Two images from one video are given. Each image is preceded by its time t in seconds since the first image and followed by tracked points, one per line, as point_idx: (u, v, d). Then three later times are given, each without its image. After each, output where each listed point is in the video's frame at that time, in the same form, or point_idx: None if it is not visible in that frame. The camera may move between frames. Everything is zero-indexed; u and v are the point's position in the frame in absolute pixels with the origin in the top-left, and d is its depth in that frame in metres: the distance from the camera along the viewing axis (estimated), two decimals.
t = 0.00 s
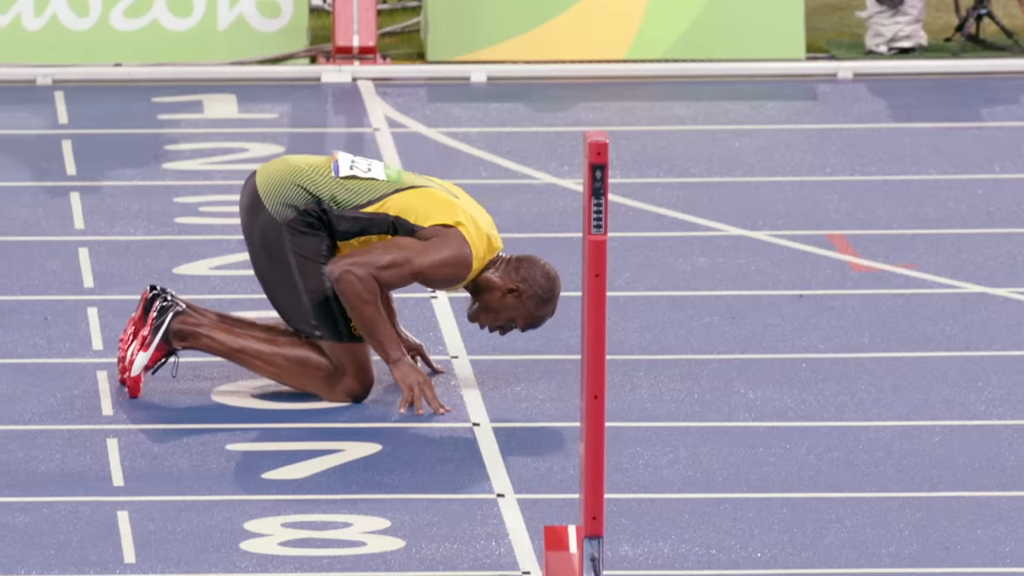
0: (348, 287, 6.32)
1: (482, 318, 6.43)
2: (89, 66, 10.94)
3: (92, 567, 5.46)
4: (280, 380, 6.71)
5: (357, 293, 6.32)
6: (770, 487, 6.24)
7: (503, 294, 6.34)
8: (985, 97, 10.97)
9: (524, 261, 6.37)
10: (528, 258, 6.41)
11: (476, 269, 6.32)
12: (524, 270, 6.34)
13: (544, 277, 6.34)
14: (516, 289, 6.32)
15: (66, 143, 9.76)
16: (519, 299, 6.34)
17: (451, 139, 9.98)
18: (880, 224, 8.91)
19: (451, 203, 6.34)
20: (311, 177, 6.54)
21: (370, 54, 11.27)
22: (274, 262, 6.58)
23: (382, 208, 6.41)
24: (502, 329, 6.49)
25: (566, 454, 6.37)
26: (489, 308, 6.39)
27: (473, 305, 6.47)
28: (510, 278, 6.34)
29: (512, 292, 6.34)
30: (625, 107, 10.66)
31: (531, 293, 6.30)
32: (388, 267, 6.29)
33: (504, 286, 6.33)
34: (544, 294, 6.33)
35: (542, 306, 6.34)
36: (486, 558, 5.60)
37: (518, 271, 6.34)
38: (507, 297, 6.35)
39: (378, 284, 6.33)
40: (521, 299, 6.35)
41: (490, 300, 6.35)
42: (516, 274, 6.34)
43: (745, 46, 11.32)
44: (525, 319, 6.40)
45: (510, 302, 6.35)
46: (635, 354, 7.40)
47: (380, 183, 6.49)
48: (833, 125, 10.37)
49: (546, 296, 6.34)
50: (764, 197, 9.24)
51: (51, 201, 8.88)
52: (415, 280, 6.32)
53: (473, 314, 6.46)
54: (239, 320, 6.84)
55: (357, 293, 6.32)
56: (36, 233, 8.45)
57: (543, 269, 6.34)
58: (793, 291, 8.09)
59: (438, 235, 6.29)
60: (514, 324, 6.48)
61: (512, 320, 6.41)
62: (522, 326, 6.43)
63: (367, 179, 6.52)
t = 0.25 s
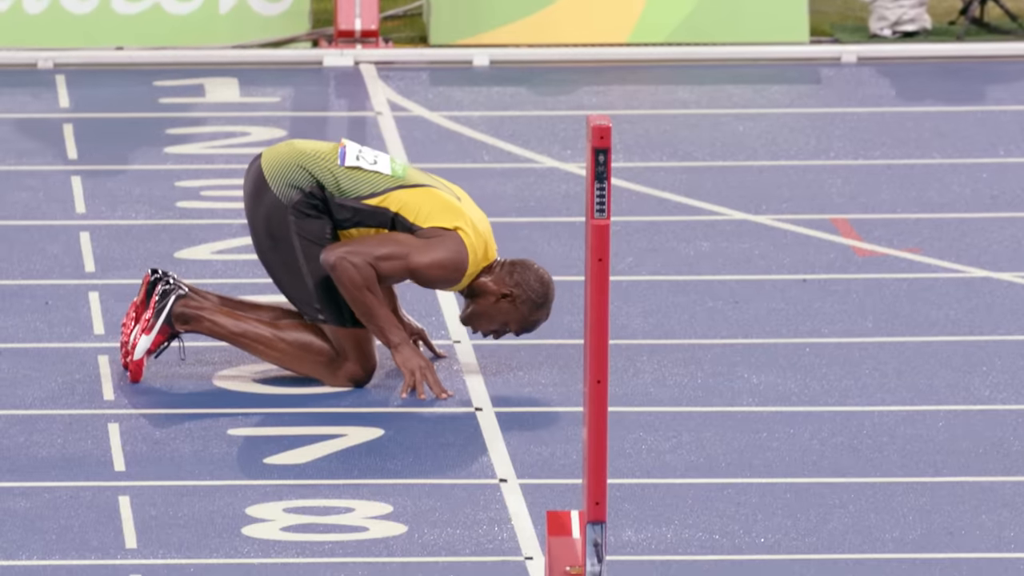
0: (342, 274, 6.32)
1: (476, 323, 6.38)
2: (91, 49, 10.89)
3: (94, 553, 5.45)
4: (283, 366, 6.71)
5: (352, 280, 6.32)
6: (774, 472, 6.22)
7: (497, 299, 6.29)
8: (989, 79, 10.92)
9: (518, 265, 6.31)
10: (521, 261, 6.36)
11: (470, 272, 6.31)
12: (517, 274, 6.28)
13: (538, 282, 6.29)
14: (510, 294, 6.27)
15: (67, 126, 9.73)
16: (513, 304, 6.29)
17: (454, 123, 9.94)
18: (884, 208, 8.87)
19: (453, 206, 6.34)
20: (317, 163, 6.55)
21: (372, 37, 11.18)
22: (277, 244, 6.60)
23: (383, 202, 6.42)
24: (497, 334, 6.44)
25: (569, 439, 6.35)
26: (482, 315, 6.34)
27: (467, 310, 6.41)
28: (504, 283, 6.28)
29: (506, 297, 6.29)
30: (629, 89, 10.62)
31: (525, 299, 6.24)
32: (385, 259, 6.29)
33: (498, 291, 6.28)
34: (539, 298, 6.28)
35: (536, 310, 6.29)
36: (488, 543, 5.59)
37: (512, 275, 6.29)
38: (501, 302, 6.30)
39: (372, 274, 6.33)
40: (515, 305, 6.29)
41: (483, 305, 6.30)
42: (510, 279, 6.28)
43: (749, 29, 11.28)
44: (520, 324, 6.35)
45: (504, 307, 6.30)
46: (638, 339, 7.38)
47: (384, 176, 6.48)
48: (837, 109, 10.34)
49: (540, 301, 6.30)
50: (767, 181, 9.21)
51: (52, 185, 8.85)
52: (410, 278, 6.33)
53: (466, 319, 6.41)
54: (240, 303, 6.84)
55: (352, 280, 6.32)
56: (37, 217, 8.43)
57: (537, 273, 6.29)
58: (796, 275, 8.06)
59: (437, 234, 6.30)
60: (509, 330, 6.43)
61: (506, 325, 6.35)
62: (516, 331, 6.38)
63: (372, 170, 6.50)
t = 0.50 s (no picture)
0: (339, 261, 6.35)
1: (474, 324, 6.48)
2: (91, 34, 10.86)
3: (94, 540, 5.43)
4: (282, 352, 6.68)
5: (348, 267, 6.36)
6: (777, 459, 6.19)
7: (495, 299, 6.39)
8: (993, 64, 10.87)
9: (515, 265, 6.41)
10: (518, 261, 6.45)
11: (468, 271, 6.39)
12: (515, 273, 6.38)
13: (536, 281, 6.39)
14: (508, 294, 6.37)
15: (67, 112, 9.69)
16: (511, 304, 6.39)
17: (455, 108, 9.91)
18: (888, 194, 8.84)
19: (454, 204, 6.40)
20: (322, 149, 6.57)
21: (374, 23, 11.12)
22: (276, 228, 6.60)
23: (384, 195, 6.47)
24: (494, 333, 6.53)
25: (571, 425, 6.33)
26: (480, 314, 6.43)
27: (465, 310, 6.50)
28: (502, 284, 6.38)
29: (504, 297, 6.38)
30: (631, 74, 10.58)
31: (523, 298, 6.35)
32: (382, 249, 6.33)
33: (496, 291, 6.38)
34: (536, 298, 6.39)
35: (534, 309, 6.40)
36: (490, 530, 5.57)
37: (509, 275, 6.38)
38: (498, 301, 6.39)
39: (368, 264, 6.36)
40: (513, 304, 6.39)
41: (481, 305, 6.39)
42: (507, 278, 6.38)
43: (752, 14, 11.23)
44: (517, 323, 6.45)
45: (502, 306, 6.39)
46: (640, 325, 7.35)
47: (388, 169, 6.52)
48: (840, 94, 10.29)
49: (538, 300, 6.40)
50: (770, 167, 9.17)
51: (53, 171, 8.82)
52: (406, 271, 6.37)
53: (464, 319, 6.50)
54: (238, 290, 6.81)
55: (349, 267, 6.35)
56: (37, 203, 8.40)
57: (534, 272, 6.39)
58: (799, 262, 8.03)
59: (435, 229, 6.35)
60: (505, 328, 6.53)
61: (504, 325, 6.46)
62: (514, 330, 6.48)
63: (376, 162, 6.53)
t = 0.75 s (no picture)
0: (338, 249, 6.34)
1: (474, 324, 6.46)
2: (91, 21, 10.83)
3: (95, 529, 5.41)
4: (281, 341, 6.66)
5: (347, 256, 6.34)
6: (780, 448, 6.17)
7: (494, 296, 6.38)
8: (997, 49, 10.82)
9: (512, 261, 6.41)
10: (516, 258, 6.45)
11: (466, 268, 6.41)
12: (512, 269, 6.38)
13: (534, 276, 6.38)
14: (507, 290, 6.36)
15: (67, 99, 9.65)
16: (511, 300, 6.37)
17: (457, 96, 9.87)
18: (892, 181, 8.80)
19: (456, 200, 6.39)
20: (327, 137, 6.57)
21: (376, 9, 11.10)
22: (277, 214, 6.59)
23: (385, 188, 6.44)
24: (496, 333, 6.52)
25: (574, 414, 6.30)
26: (480, 313, 6.42)
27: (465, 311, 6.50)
28: (500, 280, 6.37)
29: (503, 294, 6.37)
30: (634, 61, 10.53)
31: (522, 293, 6.33)
32: (382, 240, 6.33)
33: (495, 288, 6.37)
34: (536, 293, 6.37)
35: (534, 305, 6.38)
36: (493, 519, 5.54)
37: (507, 271, 6.38)
38: (498, 298, 6.38)
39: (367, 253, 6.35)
40: (512, 300, 6.38)
41: (481, 303, 6.38)
42: (505, 274, 6.38)
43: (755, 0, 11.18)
44: (518, 320, 6.43)
45: (501, 303, 6.38)
46: (644, 313, 7.32)
47: (391, 163, 6.50)
48: (843, 81, 10.25)
49: (537, 294, 6.38)
50: (773, 154, 9.13)
51: (53, 158, 8.79)
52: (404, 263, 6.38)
53: (464, 319, 6.49)
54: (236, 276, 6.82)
55: (348, 255, 6.34)
56: (37, 190, 8.37)
57: (531, 267, 6.39)
58: (803, 249, 7.99)
59: (435, 223, 6.37)
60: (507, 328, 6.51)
61: (505, 323, 6.43)
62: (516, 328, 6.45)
63: (380, 155, 6.52)
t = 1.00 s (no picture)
0: (339, 238, 6.32)
1: (474, 324, 6.46)
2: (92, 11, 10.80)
3: (96, 521, 5.40)
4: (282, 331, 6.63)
5: (348, 246, 6.32)
6: (783, 440, 6.14)
7: (493, 295, 6.37)
8: (1002, 39, 10.78)
9: (510, 259, 6.39)
10: (513, 256, 6.43)
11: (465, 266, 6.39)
12: (510, 268, 6.36)
13: (533, 273, 6.37)
14: (506, 289, 6.35)
15: (68, 89, 9.63)
16: (510, 299, 6.37)
17: (459, 86, 9.84)
18: (895, 171, 8.78)
19: (457, 195, 6.39)
20: (331, 129, 6.55)
21: None
22: (279, 204, 6.57)
23: (387, 183, 6.46)
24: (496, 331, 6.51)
25: (576, 406, 6.28)
26: (480, 313, 6.41)
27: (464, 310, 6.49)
28: (499, 279, 6.36)
29: (502, 292, 6.36)
30: (637, 51, 10.50)
31: (520, 291, 6.32)
32: (384, 232, 6.31)
33: (494, 287, 6.36)
34: (534, 290, 6.36)
35: (533, 302, 6.37)
36: (494, 511, 5.53)
37: (505, 269, 6.36)
38: (497, 297, 6.37)
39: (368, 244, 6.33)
40: (512, 298, 6.37)
41: (480, 302, 6.37)
42: (503, 273, 6.36)
43: None
44: (518, 319, 6.42)
45: (501, 302, 6.37)
46: (646, 304, 7.30)
47: (394, 158, 6.50)
48: (847, 71, 10.22)
49: (536, 291, 6.37)
50: (776, 144, 9.11)
51: (54, 149, 8.76)
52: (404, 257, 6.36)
53: (465, 319, 6.48)
54: (236, 268, 6.83)
55: (349, 245, 6.31)
56: (38, 181, 8.35)
57: (530, 265, 6.37)
58: (806, 240, 7.97)
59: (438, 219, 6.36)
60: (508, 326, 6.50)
61: (506, 321, 6.43)
62: (516, 326, 6.45)
63: (383, 149, 6.52)
